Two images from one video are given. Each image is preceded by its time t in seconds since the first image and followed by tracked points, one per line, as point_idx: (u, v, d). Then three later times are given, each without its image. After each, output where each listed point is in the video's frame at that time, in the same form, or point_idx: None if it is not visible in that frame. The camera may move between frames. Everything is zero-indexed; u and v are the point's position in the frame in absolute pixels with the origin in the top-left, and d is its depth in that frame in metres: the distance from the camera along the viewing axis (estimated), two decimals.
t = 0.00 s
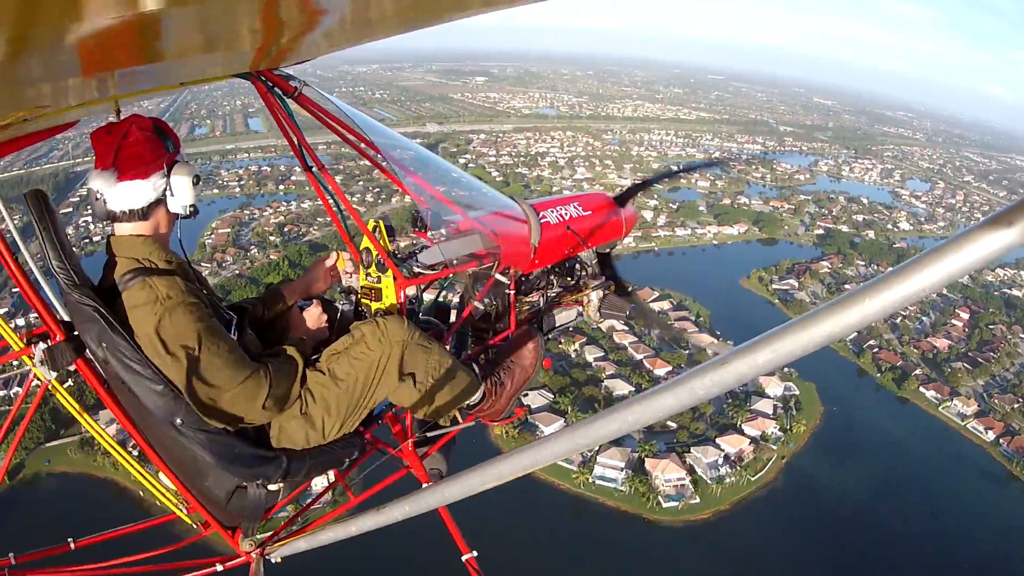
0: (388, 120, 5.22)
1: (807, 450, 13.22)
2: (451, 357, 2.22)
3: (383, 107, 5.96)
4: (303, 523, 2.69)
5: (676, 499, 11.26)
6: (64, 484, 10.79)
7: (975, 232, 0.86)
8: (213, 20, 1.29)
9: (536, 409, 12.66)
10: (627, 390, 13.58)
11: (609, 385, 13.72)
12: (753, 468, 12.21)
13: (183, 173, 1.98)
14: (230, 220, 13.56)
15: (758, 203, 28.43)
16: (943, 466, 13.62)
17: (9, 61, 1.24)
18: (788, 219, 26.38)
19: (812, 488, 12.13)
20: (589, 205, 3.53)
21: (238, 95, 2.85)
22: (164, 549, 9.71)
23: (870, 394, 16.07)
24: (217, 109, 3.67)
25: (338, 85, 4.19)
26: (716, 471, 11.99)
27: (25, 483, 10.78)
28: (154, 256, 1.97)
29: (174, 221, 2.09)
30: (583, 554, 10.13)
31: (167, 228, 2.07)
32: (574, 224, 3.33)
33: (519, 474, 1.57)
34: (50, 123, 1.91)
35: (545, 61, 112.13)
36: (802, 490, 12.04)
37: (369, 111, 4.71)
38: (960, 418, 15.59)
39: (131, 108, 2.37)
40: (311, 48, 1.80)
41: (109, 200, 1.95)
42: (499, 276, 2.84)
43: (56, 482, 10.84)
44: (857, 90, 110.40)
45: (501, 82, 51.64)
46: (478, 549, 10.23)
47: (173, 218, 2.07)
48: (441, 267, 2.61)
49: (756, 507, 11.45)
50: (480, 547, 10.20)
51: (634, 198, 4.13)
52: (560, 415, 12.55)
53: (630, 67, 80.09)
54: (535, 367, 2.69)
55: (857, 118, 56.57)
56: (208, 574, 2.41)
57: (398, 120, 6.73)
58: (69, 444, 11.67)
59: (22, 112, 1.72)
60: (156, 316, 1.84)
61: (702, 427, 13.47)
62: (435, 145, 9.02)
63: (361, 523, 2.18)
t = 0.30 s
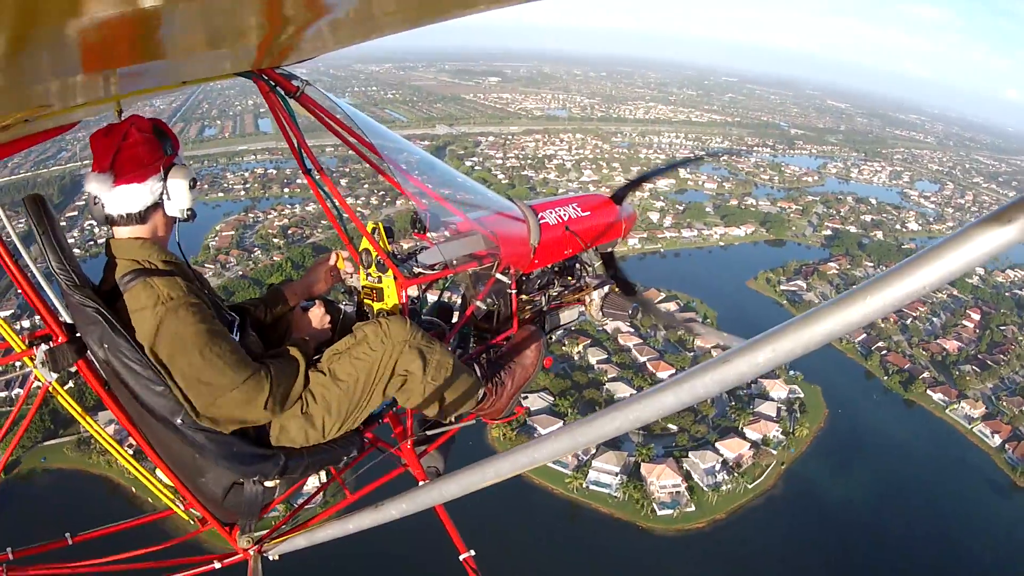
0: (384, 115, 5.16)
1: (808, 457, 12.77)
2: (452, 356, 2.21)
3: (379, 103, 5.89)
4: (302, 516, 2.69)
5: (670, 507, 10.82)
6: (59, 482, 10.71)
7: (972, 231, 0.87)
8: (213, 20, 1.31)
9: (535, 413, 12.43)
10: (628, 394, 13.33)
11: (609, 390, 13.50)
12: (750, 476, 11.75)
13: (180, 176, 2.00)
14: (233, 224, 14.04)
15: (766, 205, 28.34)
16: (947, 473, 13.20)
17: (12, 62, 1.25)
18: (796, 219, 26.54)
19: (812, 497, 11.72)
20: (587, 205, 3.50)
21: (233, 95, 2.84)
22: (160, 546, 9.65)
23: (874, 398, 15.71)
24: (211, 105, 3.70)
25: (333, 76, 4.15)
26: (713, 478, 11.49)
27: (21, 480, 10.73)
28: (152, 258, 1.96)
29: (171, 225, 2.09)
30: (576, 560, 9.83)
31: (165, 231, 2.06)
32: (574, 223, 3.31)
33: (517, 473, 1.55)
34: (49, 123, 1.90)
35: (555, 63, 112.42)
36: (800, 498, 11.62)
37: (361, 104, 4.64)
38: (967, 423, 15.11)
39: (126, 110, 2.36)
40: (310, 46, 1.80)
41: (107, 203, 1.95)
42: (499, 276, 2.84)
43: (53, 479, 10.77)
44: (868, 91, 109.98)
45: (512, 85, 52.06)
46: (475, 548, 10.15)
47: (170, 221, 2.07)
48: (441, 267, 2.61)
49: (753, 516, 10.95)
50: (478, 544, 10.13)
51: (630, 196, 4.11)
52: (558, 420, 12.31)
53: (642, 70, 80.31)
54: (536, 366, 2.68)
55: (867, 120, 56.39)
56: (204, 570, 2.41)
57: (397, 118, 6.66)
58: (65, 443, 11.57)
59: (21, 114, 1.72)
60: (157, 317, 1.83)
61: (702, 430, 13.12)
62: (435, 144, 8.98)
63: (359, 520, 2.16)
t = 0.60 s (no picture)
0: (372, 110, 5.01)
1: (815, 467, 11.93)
2: (451, 357, 2.17)
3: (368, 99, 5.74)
4: (301, 522, 2.71)
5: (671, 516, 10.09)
6: (59, 483, 10.55)
7: (970, 232, 0.88)
8: (216, 22, 1.27)
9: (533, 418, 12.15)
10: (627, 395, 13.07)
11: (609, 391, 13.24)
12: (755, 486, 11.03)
13: (156, 172, 1.96)
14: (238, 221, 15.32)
15: (776, 203, 28.12)
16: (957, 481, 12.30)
17: (7, 68, 1.22)
18: (805, 219, 26.43)
19: (822, 509, 10.80)
20: (587, 202, 3.47)
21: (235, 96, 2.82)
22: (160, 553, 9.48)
23: (880, 403, 14.75)
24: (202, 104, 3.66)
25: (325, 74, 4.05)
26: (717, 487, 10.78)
27: (22, 482, 10.58)
28: (152, 253, 1.95)
29: (167, 221, 2.08)
30: (575, 569, 9.18)
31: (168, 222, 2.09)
32: (574, 222, 3.28)
33: (517, 476, 1.53)
34: (47, 125, 1.91)
35: (564, 63, 112.34)
36: (814, 512, 10.69)
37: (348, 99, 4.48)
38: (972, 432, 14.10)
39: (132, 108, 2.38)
40: (311, 49, 1.75)
41: (101, 208, 1.98)
42: (499, 272, 2.84)
43: (51, 480, 10.65)
44: (880, 90, 109.12)
45: (522, 88, 52.50)
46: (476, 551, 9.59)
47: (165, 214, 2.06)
48: (442, 263, 2.62)
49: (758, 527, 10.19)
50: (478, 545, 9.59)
51: (628, 190, 4.06)
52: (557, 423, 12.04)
53: (652, 70, 80.17)
54: (535, 366, 2.65)
55: (878, 121, 55.98)
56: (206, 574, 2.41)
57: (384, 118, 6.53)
58: (65, 443, 11.49)
59: (22, 117, 1.70)
60: (156, 313, 1.82)
61: (703, 438, 12.23)
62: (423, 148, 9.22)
63: (362, 523, 2.13)
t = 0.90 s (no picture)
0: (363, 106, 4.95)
1: (817, 475, 11.62)
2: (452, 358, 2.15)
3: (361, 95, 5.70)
4: (300, 521, 2.71)
5: (667, 523, 9.88)
6: (52, 479, 10.66)
7: (971, 230, 0.90)
8: (213, 20, 1.25)
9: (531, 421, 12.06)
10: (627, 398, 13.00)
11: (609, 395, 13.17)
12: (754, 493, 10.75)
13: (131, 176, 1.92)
14: (242, 222, 15.72)
15: (786, 204, 27.96)
16: (960, 492, 11.97)
17: (3, 64, 1.20)
18: (815, 220, 26.35)
19: (822, 519, 10.55)
20: (588, 202, 3.43)
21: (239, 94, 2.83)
22: (153, 551, 9.42)
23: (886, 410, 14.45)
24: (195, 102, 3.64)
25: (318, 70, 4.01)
26: (714, 495, 10.57)
27: (18, 478, 10.72)
28: (151, 258, 1.96)
29: (160, 227, 2.06)
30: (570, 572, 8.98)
31: (164, 229, 2.07)
32: (574, 222, 3.25)
33: (515, 477, 1.50)
34: (44, 127, 1.90)
35: (576, 62, 112.27)
36: (812, 520, 10.50)
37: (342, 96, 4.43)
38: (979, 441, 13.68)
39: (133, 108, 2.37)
40: (310, 47, 1.72)
41: (99, 210, 2.00)
42: (499, 275, 2.80)
43: (47, 476, 10.72)
44: (892, 91, 108.54)
45: (534, 88, 52.77)
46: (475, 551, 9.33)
47: (154, 219, 2.03)
48: (442, 265, 2.62)
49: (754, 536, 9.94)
50: (477, 545, 9.34)
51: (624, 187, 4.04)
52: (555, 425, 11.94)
53: (664, 70, 80.08)
54: (535, 367, 2.64)
55: (889, 122, 55.61)
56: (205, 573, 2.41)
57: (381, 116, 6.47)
58: (63, 440, 11.57)
59: (19, 115, 1.69)
60: (155, 318, 1.82)
61: (703, 444, 11.98)
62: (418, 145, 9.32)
63: (359, 523, 2.11)
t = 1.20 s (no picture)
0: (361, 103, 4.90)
1: (817, 481, 11.42)
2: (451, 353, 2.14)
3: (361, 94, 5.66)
4: (302, 521, 2.70)
5: (663, 530, 9.77)
6: (49, 481, 10.73)
7: (974, 226, 0.88)
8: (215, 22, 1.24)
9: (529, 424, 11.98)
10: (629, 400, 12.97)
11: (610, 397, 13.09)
12: (753, 499, 10.63)
13: (145, 178, 1.93)
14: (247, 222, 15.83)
15: (794, 204, 27.82)
16: (964, 498, 11.72)
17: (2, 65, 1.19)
18: (823, 220, 26.24)
19: (822, 526, 10.37)
20: (587, 202, 3.42)
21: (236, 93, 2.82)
22: (148, 552, 9.44)
23: (891, 413, 14.32)
24: (195, 103, 3.66)
25: (319, 69, 3.99)
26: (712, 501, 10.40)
27: (15, 479, 10.80)
28: (153, 258, 1.95)
29: (164, 228, 2.06)
30: None
31: (166, 230, 2.07)
32: (573, 222, 3.23)
33: (515, 478, 1.48)
34: (48, 124, 1.90)
35: (585, 64, 112.29)
36: (811, 526, 10.34)
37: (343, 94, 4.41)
38: (985, 446, 13.39)
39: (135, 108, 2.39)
40: (311, 49, 1.72)
41: (101, 210, 1.99)
42: (498, 273, 2.81)
43: (46, 478, 10.77)
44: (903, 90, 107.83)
45: (544, 88, 52.92)
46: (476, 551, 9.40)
47: (158, 222, 2.03)
48: (442, 264, 2.61)
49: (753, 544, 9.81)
50: (478, 545, 9.42)
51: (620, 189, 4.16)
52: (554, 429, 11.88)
53: (674, 71, 80.01)
54: (535, 366, 2.64)
55: (900, 123, 55.23)
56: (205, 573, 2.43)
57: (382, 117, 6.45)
58: (62, 441, 11.63)
59: (22, 115, 1.69)
60: (157, 317, 1.81)
61: (703, 448, 11.81)
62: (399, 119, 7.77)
63: (360, 525, 2.08)
